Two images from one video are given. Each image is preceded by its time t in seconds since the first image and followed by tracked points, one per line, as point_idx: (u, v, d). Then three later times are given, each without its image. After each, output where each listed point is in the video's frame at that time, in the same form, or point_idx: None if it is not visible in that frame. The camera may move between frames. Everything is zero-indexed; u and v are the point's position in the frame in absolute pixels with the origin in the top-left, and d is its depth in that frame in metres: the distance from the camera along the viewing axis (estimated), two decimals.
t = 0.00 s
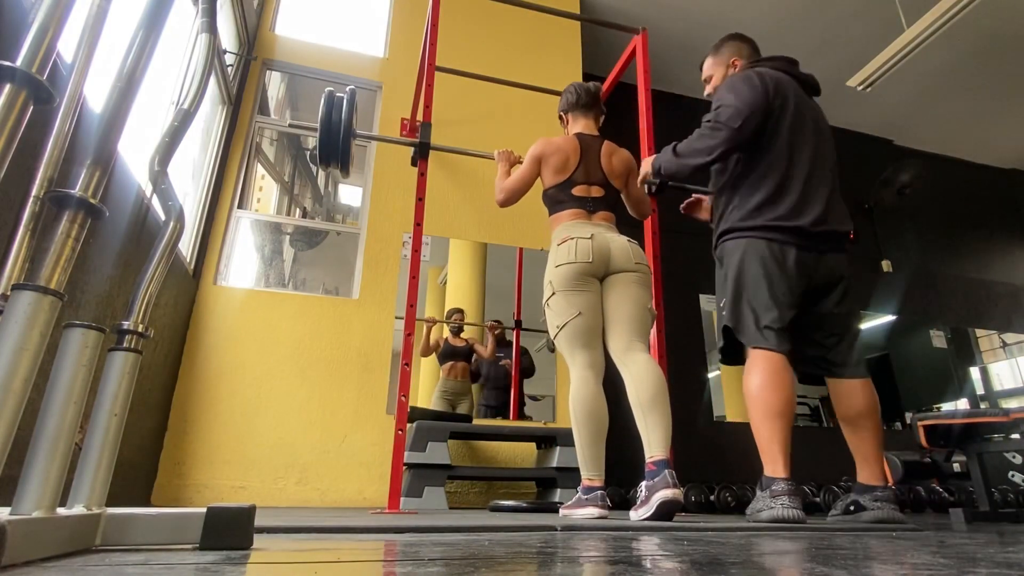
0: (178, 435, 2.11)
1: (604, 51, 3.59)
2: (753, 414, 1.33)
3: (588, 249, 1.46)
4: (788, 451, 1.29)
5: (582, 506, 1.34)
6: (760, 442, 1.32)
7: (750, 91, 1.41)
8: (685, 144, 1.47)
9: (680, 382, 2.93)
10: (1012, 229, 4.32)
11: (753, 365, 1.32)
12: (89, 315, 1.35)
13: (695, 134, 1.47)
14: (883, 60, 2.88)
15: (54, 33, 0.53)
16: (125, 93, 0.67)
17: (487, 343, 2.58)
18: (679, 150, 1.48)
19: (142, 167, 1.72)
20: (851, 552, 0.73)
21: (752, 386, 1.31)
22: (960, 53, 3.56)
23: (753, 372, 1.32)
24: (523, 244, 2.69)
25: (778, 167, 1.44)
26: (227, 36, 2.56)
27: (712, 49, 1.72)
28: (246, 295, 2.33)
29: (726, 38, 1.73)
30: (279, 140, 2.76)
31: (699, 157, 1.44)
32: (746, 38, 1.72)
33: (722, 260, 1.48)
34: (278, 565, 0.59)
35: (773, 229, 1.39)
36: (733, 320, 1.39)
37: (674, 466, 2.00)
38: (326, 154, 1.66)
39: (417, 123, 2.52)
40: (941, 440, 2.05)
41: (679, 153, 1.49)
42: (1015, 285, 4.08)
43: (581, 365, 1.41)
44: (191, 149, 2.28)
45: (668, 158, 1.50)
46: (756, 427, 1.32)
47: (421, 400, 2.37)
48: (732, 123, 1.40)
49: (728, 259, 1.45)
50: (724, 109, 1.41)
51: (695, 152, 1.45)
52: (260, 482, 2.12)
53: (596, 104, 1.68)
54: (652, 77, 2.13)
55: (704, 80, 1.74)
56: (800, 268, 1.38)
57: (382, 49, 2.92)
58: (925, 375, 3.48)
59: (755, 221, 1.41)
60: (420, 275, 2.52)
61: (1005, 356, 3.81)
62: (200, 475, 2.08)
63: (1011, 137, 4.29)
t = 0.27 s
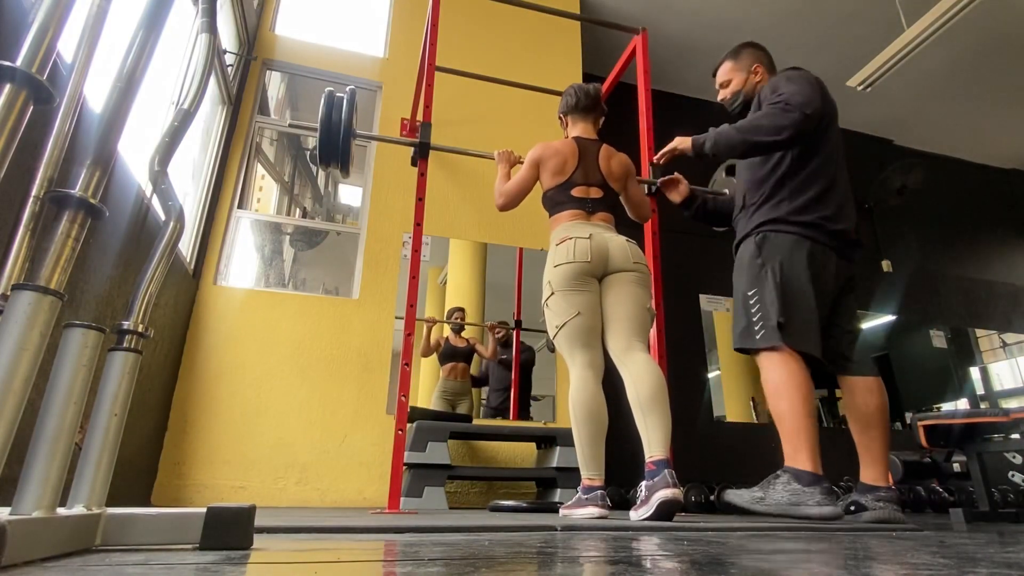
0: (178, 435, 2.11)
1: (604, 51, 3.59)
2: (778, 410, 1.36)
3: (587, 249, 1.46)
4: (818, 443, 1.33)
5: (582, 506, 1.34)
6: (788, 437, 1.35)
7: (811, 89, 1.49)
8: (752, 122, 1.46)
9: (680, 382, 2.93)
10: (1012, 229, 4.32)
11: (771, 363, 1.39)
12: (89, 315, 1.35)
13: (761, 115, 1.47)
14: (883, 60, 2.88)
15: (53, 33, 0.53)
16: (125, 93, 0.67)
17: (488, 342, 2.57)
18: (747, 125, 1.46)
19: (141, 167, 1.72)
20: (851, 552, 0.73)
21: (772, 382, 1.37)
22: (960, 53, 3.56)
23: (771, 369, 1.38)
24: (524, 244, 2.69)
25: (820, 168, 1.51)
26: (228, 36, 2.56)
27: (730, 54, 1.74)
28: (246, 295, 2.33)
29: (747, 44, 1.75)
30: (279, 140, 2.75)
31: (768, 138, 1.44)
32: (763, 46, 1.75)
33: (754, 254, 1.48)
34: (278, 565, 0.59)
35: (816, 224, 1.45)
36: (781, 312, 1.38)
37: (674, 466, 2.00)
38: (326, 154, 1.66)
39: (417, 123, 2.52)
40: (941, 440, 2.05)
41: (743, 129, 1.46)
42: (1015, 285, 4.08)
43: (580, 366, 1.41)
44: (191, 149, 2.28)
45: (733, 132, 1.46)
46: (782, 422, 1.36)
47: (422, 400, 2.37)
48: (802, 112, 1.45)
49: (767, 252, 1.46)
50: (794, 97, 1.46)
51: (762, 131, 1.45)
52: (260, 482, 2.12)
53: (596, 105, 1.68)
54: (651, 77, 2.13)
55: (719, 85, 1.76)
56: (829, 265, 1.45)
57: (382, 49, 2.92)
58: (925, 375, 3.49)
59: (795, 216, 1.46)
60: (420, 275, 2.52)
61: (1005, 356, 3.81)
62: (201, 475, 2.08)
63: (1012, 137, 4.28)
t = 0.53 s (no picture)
0: (178, 435, 2.11)
1: (604, 51, 3.59)
2: (810, 414, 1.31)
3: (587, 247, 1.46)
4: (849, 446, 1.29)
5: (582, 506, 1.34)
6: (820, 443, 1.29)
7: (832, 90, 1.49)
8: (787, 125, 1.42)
9: (680, 382, 2.93)
10: (1012, 229, 4.32)
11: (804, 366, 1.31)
12: (89, 314, 1.35)
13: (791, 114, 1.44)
14: (883, 60, 2.88)
15: (53, 33, 0.53)
16: (125, 93, 0.67)
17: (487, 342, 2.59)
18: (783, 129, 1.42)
19: (142, 167, 1.72)
20: (850, 552, 0.73)
21: (808, 385, 1.30)
22: (960, 53, 3.56)
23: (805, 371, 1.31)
24: (523, 244, 2.69)
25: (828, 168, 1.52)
26: (228, 36, 2.56)
27: (726, 48, 1.75)
28: (246, 295, 2.33)
29: (744, 36, 1.75)
30: (279, 140, 2.76)
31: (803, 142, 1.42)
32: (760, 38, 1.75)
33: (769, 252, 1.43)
34: (278, 565, 0.59)
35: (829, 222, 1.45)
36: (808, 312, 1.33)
37: (673, 466, 2.00)
38: (326, 154, 1.66)
39: (417, 123, 2.52)
40: (941, 440, 2.05)
41: (776, 133, 1.42)
42: (1015, 286, 4.08)
43: (580, 365, 1.41)
44: (191, 149, 2.28)
45: (768, 135, 1.42)
46: (813, 427, 1.30)
47: (421, 401, 2.37)
48: (831, 115, 1.44)
49: (782, 249, 1.42)
50: (823, 99, 1.45)
51: (794, 134, 1.42)
52: (260, 482, 2.12)
53: (594, 108, 1.68)
54: (652, 77, 2.13)
55: (714, 79, 1.77)
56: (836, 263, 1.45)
57: (382, 49, 2.92)
58: (925, 375, 3.48)
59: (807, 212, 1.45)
60: (420, 275, 2.52)
61: (1005, 356, 3.81)
62: (201, 475, 2.08)
63: (1011, 137, 4.28)
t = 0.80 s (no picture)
0: (178, 435, 2.11)
1: (604, 51, 3.59)
2: (823, 415, 1.29)
3: (587, 247, 1.46)
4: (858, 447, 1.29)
5: (582, 506, 1.34)
6: (832, 443, 1.28)
7: (816, 81, 1.47)
8: (766, 124, 1.42)
9: (680, 382, 2.93)
10: (1012, 229, 4.32)
11: (823, 365, 1.30)
12: (89, 314, 1.35)
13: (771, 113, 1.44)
14: (883, 60, 2.87)
15: (53, 33, 0.53)
16: (125, 93, 0.67)
17: (487, 342, 2.57)
18: (763, 129, 1.42)
19: (142, 166, 1.72)
20: (850, 553, 0.73)
21: (828, 385, 1.28)
22: (960, 53, 3.56)
23: (824, 371, 1.30)
24: (523, 244, 2.69)
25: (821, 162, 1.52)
26: (228, 36, 2.56)
27: (712, 38, 1.76)
28: (246, 295, 2.33)
29: (730, 25, 1.75)
30: (279, 140, 2.76)
31: (782, 140, 1.41)
32: (748, 25, 1.75)
33: (773, 251, 1.43)
34: (279, 565, 0.59)
35: (826, 217, 1.45)
36: (823, 310, 1.32)
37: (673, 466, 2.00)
38: (326, 154, 1.66)
39: (417, 123, 2.52)
40: (941, 440, 2.05)
41: (755, 135, 1.43)
42: (1015, 286, 4.08)
43: (580, 365, 1.41)
44: (191, 149, 2.28)
45: (746, 139, 1.43)
46: (825, 428, 1.29)
47: (418, 401, 2.35)
48: (814, 108, 1.43)
49: (787, 247, 1.42)
50: (804, 92, 1.44)
51: (775, 134, 1.42)
52: (260, 482, 2.12)
53: (590, 111, 1.68)
54: (651, 77, 2.13)
55: (703, 69, 1.78)
56: (835, 261, 1.46)
57: (382, 49, 2.92)
58: (925, 376, 3.48)
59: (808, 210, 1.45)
60: (420, 275, 2.52)
61: (1005, 356, 3.81)
62: (201, 475, 2.08)
63: (1011, 137, 4.28)
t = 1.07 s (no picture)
0: (178, 435, 2.11)
1: (604, 51, 3.59)
2: (823, 414, 1.29)
3: (587, 247, 1.46)
4: (857, 447, 1.29)
5: (582, 506, 1.34)
6: (833, 442, 1.28)
7: (805, 82, 1.46)
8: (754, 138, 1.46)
9: (680, 382, 2.93)
10: (1012, 229, 4.31)
11: (822, 367, 1.31)
12: (89, 314, 1.35)
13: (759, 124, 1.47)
14: (883, 60, 2.87)
15: (53, 33, 0.53)
16: (125, 93, 0.67)
17: (487, 342, 2.56)
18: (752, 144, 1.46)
19: (142, 166, 1.72)
20: (850, 553, 0.73)
21: (828, 384, 1.29)
22: (960, 53, 3.56)
23: (824, 371, 1.31)
24: (523, 244, 2.69)
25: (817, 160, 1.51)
26: (228, 36, 2.56)
27: (705, 36, 1.76)
28: (246, 295, 2.33)
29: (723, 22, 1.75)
30: (279, 140, 2.76)
31: (772, 151, 1.43)
32: (740, 21, 1.75)
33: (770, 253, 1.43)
34: (279, 565, 0.59)
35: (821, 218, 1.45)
36: (822, 311, 1.32)
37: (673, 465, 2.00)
38: (326, 154, 1.66)
39: (417, 123, 2.52)
40: (941, 440, 2.05)
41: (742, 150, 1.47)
42: (1015, 286, 4.08)
43: (580, 365, 1.41)
44: (191, 149, 2.28)
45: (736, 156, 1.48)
46: (824, 428, 1.29)
47: (418, 401, 2.35)
48: (803, 112, 1.43)
49: (785, 249, 1.42)
50: (790, 97, 1.44)
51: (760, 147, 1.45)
52: (259, 482, 2.12)
53: (587, 114, 1.68)
54: (651, 77, 2.13)
55: (697, 68, 1.78)
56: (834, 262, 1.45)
57: (382, 49, 2.92)
58: (925, 376, 3.48)
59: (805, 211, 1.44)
60: (420, 275, 2.51)
61: (1005, 356, 3.81)
62: (201, 475, 2.08)
63: (1011, 137, 4.28)
